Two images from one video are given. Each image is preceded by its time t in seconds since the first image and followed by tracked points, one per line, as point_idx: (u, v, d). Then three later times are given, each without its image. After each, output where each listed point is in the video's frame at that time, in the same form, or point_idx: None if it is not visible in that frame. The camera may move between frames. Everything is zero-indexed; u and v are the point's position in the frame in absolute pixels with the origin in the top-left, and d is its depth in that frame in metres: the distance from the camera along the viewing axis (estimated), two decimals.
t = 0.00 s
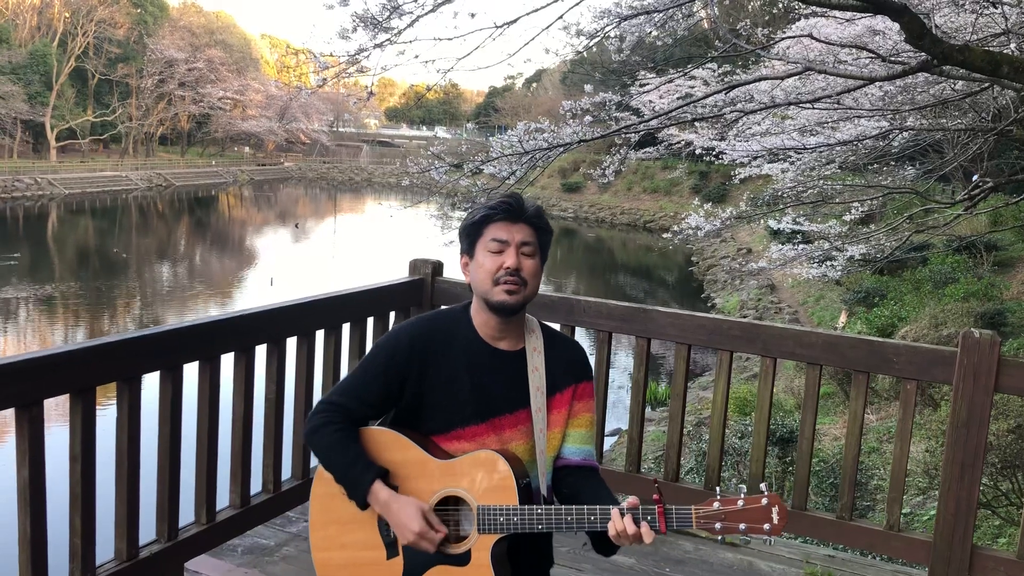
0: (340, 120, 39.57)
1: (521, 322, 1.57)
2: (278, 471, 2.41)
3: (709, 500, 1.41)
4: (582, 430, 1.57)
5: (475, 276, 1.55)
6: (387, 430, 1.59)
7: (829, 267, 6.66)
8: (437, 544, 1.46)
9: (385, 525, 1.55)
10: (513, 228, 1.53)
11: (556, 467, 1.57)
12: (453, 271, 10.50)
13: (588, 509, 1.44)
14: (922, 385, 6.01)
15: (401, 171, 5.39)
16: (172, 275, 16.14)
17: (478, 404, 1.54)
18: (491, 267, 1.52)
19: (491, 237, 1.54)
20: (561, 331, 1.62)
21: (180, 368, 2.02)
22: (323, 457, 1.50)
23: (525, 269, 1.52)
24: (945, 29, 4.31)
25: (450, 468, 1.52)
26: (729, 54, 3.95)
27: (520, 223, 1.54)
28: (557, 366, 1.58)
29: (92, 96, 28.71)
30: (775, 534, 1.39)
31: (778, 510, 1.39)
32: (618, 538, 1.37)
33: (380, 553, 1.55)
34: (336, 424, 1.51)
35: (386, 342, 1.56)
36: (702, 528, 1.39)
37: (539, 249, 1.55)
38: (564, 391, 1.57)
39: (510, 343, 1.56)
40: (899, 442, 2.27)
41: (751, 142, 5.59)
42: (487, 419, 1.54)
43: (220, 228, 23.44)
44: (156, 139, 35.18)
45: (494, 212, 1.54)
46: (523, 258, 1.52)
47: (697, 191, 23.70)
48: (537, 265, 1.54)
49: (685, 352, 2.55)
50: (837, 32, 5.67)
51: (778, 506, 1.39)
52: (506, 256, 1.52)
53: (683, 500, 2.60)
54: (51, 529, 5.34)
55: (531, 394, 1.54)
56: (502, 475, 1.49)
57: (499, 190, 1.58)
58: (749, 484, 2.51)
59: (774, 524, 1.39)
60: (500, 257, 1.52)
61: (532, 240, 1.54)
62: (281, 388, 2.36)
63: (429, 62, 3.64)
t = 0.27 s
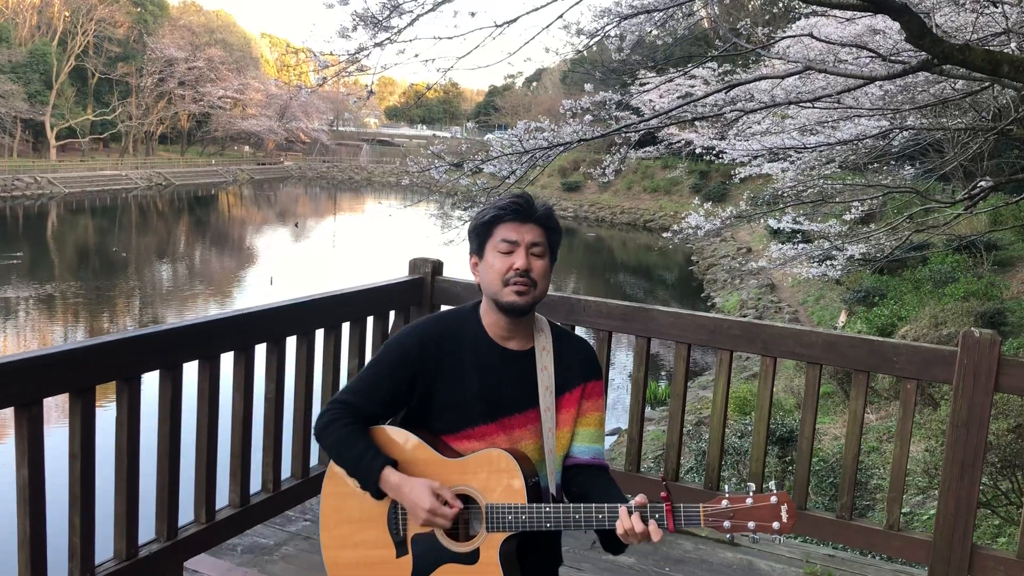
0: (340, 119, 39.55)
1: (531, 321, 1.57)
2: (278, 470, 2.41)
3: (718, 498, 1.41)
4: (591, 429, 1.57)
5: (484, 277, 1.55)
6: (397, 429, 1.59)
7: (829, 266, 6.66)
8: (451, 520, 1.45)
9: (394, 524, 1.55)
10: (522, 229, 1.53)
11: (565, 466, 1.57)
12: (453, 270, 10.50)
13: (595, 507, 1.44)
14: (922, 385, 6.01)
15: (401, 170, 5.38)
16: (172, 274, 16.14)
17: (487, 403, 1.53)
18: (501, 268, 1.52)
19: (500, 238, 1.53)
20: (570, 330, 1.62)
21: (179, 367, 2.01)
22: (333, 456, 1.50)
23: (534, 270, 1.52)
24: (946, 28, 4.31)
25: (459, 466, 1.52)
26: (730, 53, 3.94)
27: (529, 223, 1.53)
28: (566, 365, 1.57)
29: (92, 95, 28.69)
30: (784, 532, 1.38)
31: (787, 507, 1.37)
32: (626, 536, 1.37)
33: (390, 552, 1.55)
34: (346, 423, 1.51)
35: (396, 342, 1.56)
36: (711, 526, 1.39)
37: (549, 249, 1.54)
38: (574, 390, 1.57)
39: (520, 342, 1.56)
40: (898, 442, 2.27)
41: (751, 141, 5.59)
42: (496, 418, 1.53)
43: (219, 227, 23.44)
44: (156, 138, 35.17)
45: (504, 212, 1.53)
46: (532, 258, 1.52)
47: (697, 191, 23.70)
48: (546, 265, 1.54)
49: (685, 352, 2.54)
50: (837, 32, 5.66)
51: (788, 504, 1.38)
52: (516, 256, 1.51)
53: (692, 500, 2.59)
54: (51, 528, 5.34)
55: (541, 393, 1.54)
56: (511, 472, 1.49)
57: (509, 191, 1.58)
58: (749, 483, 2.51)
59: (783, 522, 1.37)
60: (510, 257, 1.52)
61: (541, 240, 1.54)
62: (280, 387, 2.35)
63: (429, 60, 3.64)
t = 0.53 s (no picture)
0: (339, 119, 39.55)
1: (542, 322, 1.56)
2: (277, 470, 2.41)
3: (729, 498, 1.40)
4: (603, 429, 1.57)
5: (492, 279, 1.55)
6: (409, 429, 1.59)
7: (828, 266, 6.66)
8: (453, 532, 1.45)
9: (406, 522, 1.56)
10: (528, 231, 1.52)
11: (577, 466, 1.57)
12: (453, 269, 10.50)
13: (606, 506, 1.43)
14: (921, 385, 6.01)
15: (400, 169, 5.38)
16: (171, 273, 16.14)
17: (498, 403, 1.54)
18: (508, 270, 1.52)
19: (506, 240, 1.53)
20: (581, 330, 1.62)
21: (179, 366, 2.01)
22: (343, 456, 1.51)
23: (541, 271, 1.51)
24: (945, 28, 4.31)
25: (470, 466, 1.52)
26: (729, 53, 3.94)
27: (536, 224, 1.53)
28: (577, 366, 1.57)
29: (91, 94, 28.67)
30: (795, 532, 1.37)
31: (798, 509, 1.38)
32: (637, 536, 1.37)
33: (402, 550, 1.55)
34: (357, 423, 1.52)
35: (406, 344, 1.56)
36: (722, 526, 1.38)
37: (556, 250, 1.54)
38: (586, 390, 1.56)
39: (531, 343, 1.56)
40: (898, 442, 2.27)
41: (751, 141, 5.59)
42: (507, 418, 1.54)
43: (218, 226, 23.43)
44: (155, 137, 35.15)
45: (508, 214, 1.53)
46: (539, 260, 1.52)
47: (696, 191, 23.71)
48: (554, 266, 1.53)
49: (684, 352, 2.54)
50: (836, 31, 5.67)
51: (799, 505, 1.38)
52: (523, 258, 1.51)
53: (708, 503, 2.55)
54: (49, 527, 5.34)
55: (552, 393, 1.54)
56: (522, 472, 1.49)
57: (515, 192, 1.57)
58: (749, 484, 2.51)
59: (794, 523, 1.37)
60: (517, 259, 1.52)
61: (548, 241, 1.53)
62: (279, 387, 2.35)
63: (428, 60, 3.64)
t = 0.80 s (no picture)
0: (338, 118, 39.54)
1: (548, 321, 1.56)
2: (275, 469, 2.41)
3: (733, 497, 1.40)
4: (609, 428, 1.56)
5: (497, 280, 1.55)
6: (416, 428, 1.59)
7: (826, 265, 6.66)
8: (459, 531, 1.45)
9: (413, 521, 1.56)
10: (531, 231, 1.52)
11: (584, 465, 1.56)
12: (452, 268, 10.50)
13: (610, 506, 1.43)
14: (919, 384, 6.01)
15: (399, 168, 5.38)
16: (169, 273, 16.14)
17: (504, 403, 1.54)
18: (512, 271, 1.52)
19: (509, 241, 1.53)
20: (588, 329, 1.61)
21: (177, 366, 2.01)
22: (351, 455, 1.51)
23: (545, 272, 1.51)
24: (943, 28, 4.31)
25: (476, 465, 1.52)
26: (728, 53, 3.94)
27: (539, 224, 1.53)
28: (583, 365, 1.56)
29: (89, 93, 28.65)
30: (800, 531, 1.37)
31: (803, 508, 1.37)
32: (641, 536, 1.37)
33: (409, 550, 1.55)
34: (365, 422, 1.52)
35: (413, 344, 1.57)
36: (726, 525, 1.38)
37: (560, 250, 1.53)
38: (592, 389, 1.56)
39: (537, 343, 1.56)
40: (896, 441, 2.27)
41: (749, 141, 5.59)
42: (513, 418, 1.54)
43: (217, 226, 23.41)
44: (153, 137, 35.13)
45: (511, 215, 1.53)
46: (542, 261, 1.51)
47: (695, 190, 23.72)
48: (558, 266, 1.53)
49: (682, 351, 2.54)
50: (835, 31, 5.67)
51: (804, 504, 1.37)
52: (526, 259, 1.51)
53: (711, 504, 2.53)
54: (48, 527, 5.34)
55: (558, 393, 1.54)
56: (528, 471, 1.49)
57: (518, 193, 1.57)
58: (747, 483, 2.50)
59: (799, 522, 1.36)
60: (520, 260, 1.51)
61: (552, 241, 1.53)
62: (277, 386, 2.35)
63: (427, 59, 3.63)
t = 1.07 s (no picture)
0: (337, 117, 39.53)
1: (552, 320, 1.56)
2: (274, 468, 2.41)
3: (736, 498, 1.40)
4: (614, 428, 1.54)
5: (501, 281, 1.55)
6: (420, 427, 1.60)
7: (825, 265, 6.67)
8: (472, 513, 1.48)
9: (417, 520, 1.56)
10: (535, 233, 1.52)
11: (588, 465, 1.55)
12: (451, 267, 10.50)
13: (613, 507, 1.43)
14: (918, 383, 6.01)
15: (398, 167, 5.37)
16: (169, 271, 16.14)
17: (508, 402, 1.53)
18: (515, 273, 1.52)
19: (513, 242, 1.53)
20: (592, 329, 1.61)
21: (177, 365, 2.00)
22: (355, 453, 1.52)
23: (548, 274, 1.51)
24: (943, 27, 4.30)
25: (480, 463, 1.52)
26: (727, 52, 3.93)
27: (543, 225, 1.52)
28: (588, 364, 1.56)
29: (88, 92, 28.66)
30: (804, 533, 1.37)
31: (807, 510, 1.37)
32: (644, 536, 1.37)
33: (413, 548, 1.55)
34: (370, 420, 1.53)
35: (417, 344, 1.57)
36: (729, 526, 1.38)
37: (565, 251, 1.52)
38: (597, 389, 1.55)
39: (541, 342, 1.55)
40: (895, 440, 2.27)
41: (749, 140, 5.59)
42: (516, 417, 1.53)
43: (217, 225, 23.42)
44: (152, 135, 35.12)
45: (515, 216, 1.52)
46: (545, 263, 1.51)
47: (694, 190, 23.72)
48: (562, 267, 1.52)
49: (682, 350, 2.54)
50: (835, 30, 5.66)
51: (807, 506, 1.37)
52: (529, 261, 1.51)
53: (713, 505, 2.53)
54: (48, 526, 5.34)
55: (562, 392, 1.53)
56: (531, 470, 1.49)
57: (522, 193, 1.57)
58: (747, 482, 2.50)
59: (803, 524, 1.37)
60: (523, 261, 1.51)
61: (556, 242, 1.52)
62: (277, 385, 2.35)
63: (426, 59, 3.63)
